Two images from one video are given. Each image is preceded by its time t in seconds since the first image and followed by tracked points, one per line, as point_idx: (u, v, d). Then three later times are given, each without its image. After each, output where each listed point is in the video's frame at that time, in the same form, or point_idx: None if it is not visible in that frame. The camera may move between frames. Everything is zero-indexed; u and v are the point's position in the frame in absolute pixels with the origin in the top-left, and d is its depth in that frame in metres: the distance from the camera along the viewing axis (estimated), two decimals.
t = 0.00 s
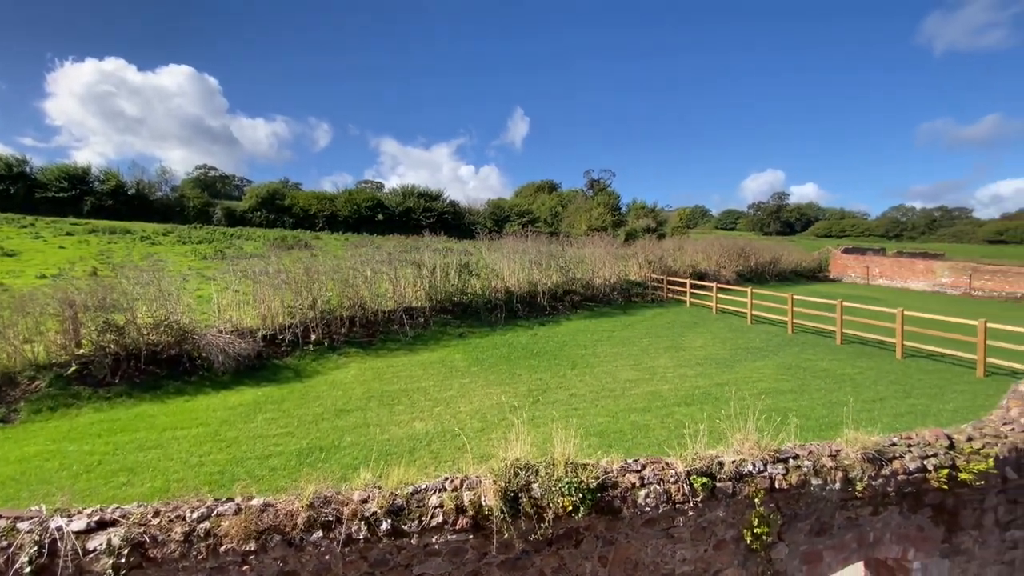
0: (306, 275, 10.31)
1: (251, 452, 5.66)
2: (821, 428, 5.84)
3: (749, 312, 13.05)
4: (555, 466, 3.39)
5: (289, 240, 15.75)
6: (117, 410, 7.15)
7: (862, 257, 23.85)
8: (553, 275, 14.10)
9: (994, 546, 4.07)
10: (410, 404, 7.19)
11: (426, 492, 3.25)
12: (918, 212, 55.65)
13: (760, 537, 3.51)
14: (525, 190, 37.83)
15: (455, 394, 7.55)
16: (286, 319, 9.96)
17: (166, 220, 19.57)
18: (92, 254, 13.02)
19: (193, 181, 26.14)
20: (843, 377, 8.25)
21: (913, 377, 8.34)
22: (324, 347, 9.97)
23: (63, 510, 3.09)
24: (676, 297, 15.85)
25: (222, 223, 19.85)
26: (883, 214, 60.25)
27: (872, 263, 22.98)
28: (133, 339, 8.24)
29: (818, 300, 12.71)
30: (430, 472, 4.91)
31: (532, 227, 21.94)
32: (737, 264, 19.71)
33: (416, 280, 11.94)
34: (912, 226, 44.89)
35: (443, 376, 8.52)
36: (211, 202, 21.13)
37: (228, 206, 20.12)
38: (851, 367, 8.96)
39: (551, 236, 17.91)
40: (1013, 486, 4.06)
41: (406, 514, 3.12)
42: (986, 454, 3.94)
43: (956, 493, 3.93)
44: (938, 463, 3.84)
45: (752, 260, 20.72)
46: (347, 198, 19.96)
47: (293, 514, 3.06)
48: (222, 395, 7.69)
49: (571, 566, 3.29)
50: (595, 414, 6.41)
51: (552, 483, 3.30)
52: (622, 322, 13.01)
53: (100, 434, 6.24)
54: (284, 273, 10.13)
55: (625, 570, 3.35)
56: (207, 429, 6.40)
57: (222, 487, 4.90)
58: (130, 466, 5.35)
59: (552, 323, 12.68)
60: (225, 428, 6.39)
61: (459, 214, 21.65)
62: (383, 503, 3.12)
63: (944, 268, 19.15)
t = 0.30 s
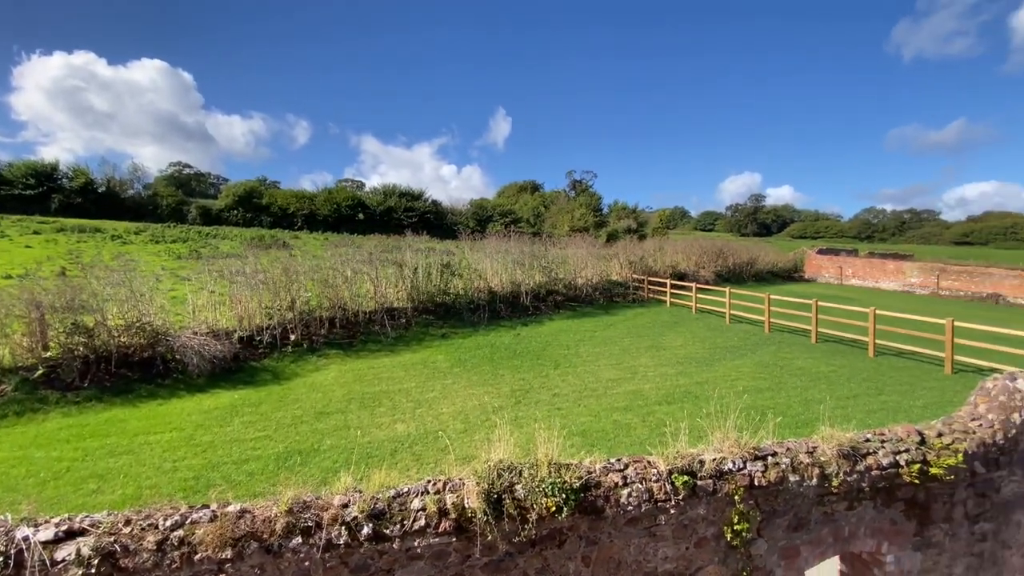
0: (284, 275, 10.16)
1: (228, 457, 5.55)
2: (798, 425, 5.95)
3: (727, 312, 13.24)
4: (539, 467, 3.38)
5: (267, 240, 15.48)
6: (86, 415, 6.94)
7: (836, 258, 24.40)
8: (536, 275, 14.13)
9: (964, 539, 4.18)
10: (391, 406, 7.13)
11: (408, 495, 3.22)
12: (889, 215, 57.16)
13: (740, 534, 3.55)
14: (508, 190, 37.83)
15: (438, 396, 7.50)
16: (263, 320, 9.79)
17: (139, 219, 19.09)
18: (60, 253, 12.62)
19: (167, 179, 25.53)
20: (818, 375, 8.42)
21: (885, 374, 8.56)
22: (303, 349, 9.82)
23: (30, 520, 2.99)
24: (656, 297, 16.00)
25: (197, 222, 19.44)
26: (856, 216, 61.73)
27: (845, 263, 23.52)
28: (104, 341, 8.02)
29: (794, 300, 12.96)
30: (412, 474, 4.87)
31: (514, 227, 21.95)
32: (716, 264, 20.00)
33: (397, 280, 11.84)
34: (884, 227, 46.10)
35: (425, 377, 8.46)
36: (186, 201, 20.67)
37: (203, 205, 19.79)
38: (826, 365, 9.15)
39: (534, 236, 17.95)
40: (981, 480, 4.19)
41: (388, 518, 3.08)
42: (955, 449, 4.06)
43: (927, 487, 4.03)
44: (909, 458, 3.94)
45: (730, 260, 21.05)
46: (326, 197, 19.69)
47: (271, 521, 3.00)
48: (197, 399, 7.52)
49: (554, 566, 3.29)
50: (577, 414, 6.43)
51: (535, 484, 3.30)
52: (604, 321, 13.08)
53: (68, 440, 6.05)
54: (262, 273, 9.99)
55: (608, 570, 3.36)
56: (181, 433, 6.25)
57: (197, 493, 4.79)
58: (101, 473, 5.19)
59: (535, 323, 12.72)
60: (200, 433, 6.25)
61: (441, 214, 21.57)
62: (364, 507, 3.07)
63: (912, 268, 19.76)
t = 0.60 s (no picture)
0: (262, 276, 9.98)
1: (203, 461, 5.43)
2: (775, 423, 6.05)
3: (707, 311, 13.41)
4: (522, 467, 3.38)
5: (245, 239, 15.21)
6: (54, 420, 6.72)
7: (810, 258, 24.94)
8: (519, 275, 14.15)
9: (934, 531, 4.30)
10: (372, 408, 7.06)
11: (389, 498, 3.18)
12: (862, 216, 58.66)
13: (720, 530, 3.60)
14: (489, 190, 37.81)
15: (420, 397, 7.45)
16: (240, 321, 9.60)
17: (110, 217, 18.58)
18: (26, 252, 12.21)
19: (140, 177, 24.90)
20: (794, 373, 8.59)
21: (857, 371, 8.77)
22: (281, 350, 9.67)
23: None
24: (637, 297, 16.15)
25: (171, 221, 19.02)
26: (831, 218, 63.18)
27: (820, 264, 24.06)
28: (72, 343, 7.78)
29: (771, 299, 13.20)
30: (394, 477, 4.83)
31: (496, 227, 21.94)
32: (695, 264, 20.27)
33: (378, 281, 11.74)
34: (857, 229, 47.28)
35: (407, 378, 8.41)
36: (159, 199, 20.21)
37: (177, 203, 19.40)
38: (802, 363, 9.34)
39: (516, 236, 17.93)
40: (950, 473, 4.31)
41: (369, 522, 3.05)
42: (925, 444, 4.17)
43: (899, 482, 4.13)
44: (882, 453, 4.04)
45: (709, 261, 21.35)
46: (305, 196, 19.42)
47: (248, 527, 2.94)
48: (171, 403, 7.33)
49: (537, 566, 3.29)
50: (560, 414, 6.45)
51: (518, 485, 3.29)
52: (586, 321, 13.15)
53: (35, 446, 5.85)
54: (239, 273, 9.82)
55: (591, 568, 3.38)
56: (155, 438, 6.10)
57: (171, 499, 4.68)
58: (70, 479, 5.03)
59: (518, 323, 12.76)
60: (174, 437, 6.11)
61: (423, 214, 21.47)
62: (345, 511, 3.03)
63: (883, 268, 20.33)
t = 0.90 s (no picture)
0: (240, 276, 9.82)
1: (179, 466, 5.31)
2: (755, 421, 6.15)
3: (688, 311, 13.57)
4: (506, 468, 3.37)
5: (223, 239, 14.94)
6: (22, 424, 6.51)
7: (788, 260, 25.40)
8: (502, 275, 14.13)
9: (907, 525, 4.41)
10: (354, 410, 6.98)
11: (372, 501, 3.14)
12: (837, 218, 59.99)
13: (701, 527, 3.64)
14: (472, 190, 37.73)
15: (403, 398, 7.40)
16: (217, 323, 9.41)
17: (82, 215, 18.09)
18: None
19: (112, 174, 24.27)
20: (772, 372, 8.73)
21: (832, 369, 8.96)
22: (260, 352, 9.51)
23: None
24: (620, 297, 16.27)
25: (145, 219, 18.58)
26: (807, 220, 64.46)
27: (797, 265, 24.54)
28: (41, 346, 7.55)
29: (750, 299, 13.40)
30: (376, 479, 4.79)
31: (480, 227, 21.91)
32: (677, 265, 20.49)
33: (360, 281, 11.63)
34: (832, 230, 48.32)
35: (390, 379, 8.34)
36: (133, 198, 19.73)
37: (151, 201, 18.97)
38: (780, 361, 9.51)
39: (499, 236, 17.93)
40: (922, 468, 4.42)
41: (351, 526, 3.00)
42: (898, 440, 4.27)
43: (874, 477, 4.22)
44: (857, 450, 4.13)
45: (690, 261, 21.62)
46: (285, 194, 19.12)
47: (226, 533, 2.88)
48: (145, 406, 7.16)
49: (520, 566, 3.29)
50: (543, 414, 6.46)
51: (502, 486, 3.28)
52: (569, 321, 13.20)
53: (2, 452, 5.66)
54: (216, 273, 9.64)
55: (575, 568, 3.39)
56: (129, 443, 5.94)
57: (146, 505, 4.56)
58: (39, 486, 4.87)
59: (501, 323, 12.76)
60: (149, 441, 5.96)
61: (405, 213, 21.33)
62: (326, 515, 2.99)
63: (857, 269, 20.81)
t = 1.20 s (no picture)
0: (218, 276, 9.68)
1: (155, 472, 5.19)
2: (736, 419, 6.23)
3: (670, 311, 13.70)
4: (491, 470, 3.35)
5: (201, 239, 14.66)
6: None
7: (767, 260, 25.83)
8: (487, 275, 14.11)
9: (883, 519, 4.51)
10: (336, 412, 6.90)
11: (354, 505, 3.10)
12: (814, 220, 61.22)
13: (684, 525, 3.67)
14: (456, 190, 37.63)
15: (386, 400, 7.33)
16: (195, 324, 9.21)
17: (53, 214, 17.60)
18: None
19: (84, 171, 23.66)
20: (753, 371, 8.85)
21: (810, 368, 9.12)
22: (239, 354, 9.35)
23: None
24: (604, 297, 16.36)
25: (120, 218, 18.15)
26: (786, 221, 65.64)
27: (776, 265, 24.97)
28: (10, 349, 7.33)
29: (731, 299, 13.59)
30: (359, 482, 4.74)
31: (464, 228, 21.85)
32: (659, 265, 20.68)
33: (342, 281, 11.52)
34: (810, 232, 49.28)
35: (373, 381, 8.27)
36: (106, 196, 19.26)
37: (126, 199, 18.55)
38: (760, 360, 9.65)
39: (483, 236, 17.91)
40: (896, 464, 4.52)
41: (333, 530, 2.97)
42: (874, 436, 4.37)
43: (851, 474, 4.31)
44: (834, 446, 4.21)
45: (672, 262, 21.85)
46: (265, 193, 18.84)
47: (204, 539, 2.82)
48: (120, 410, 6.99)
49: (505, 567, 3.28)
50: (528, 414, 6.47)
51: (487, 487, 3.27)
52: (554, 321, 13.24)
53: None
54: (193, 273, 9.46)
55: (560, 568, 3.39)
56: (102, 448, 5.79)
57: (120, 512, 4.45)
58: (8, 493, 4.72)
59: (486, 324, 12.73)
60: (124, 446, 5.82)
61: (389, 213, 21.18)
62: (308, 520, 2.95)
63: (834, 269, 21.26)
